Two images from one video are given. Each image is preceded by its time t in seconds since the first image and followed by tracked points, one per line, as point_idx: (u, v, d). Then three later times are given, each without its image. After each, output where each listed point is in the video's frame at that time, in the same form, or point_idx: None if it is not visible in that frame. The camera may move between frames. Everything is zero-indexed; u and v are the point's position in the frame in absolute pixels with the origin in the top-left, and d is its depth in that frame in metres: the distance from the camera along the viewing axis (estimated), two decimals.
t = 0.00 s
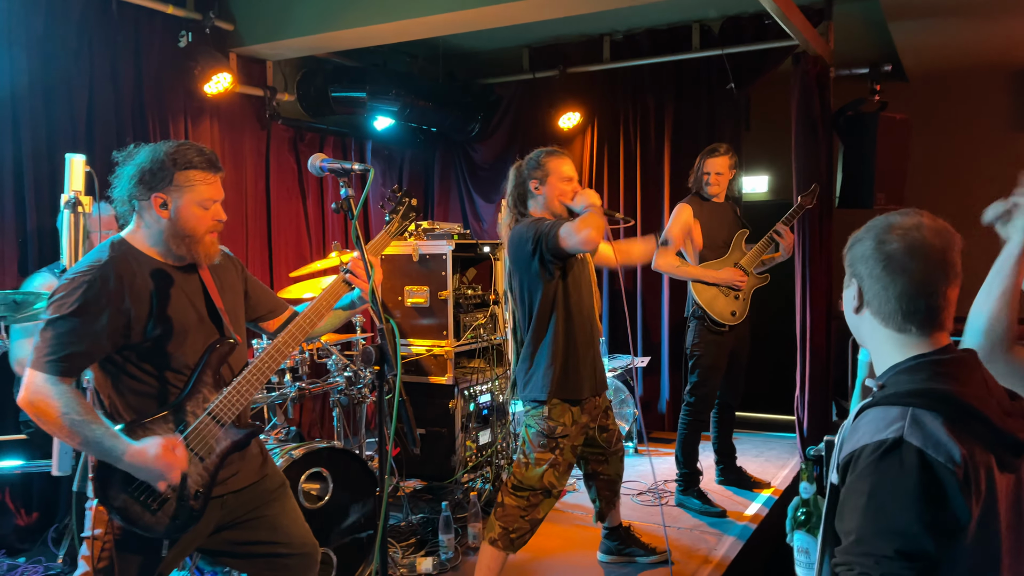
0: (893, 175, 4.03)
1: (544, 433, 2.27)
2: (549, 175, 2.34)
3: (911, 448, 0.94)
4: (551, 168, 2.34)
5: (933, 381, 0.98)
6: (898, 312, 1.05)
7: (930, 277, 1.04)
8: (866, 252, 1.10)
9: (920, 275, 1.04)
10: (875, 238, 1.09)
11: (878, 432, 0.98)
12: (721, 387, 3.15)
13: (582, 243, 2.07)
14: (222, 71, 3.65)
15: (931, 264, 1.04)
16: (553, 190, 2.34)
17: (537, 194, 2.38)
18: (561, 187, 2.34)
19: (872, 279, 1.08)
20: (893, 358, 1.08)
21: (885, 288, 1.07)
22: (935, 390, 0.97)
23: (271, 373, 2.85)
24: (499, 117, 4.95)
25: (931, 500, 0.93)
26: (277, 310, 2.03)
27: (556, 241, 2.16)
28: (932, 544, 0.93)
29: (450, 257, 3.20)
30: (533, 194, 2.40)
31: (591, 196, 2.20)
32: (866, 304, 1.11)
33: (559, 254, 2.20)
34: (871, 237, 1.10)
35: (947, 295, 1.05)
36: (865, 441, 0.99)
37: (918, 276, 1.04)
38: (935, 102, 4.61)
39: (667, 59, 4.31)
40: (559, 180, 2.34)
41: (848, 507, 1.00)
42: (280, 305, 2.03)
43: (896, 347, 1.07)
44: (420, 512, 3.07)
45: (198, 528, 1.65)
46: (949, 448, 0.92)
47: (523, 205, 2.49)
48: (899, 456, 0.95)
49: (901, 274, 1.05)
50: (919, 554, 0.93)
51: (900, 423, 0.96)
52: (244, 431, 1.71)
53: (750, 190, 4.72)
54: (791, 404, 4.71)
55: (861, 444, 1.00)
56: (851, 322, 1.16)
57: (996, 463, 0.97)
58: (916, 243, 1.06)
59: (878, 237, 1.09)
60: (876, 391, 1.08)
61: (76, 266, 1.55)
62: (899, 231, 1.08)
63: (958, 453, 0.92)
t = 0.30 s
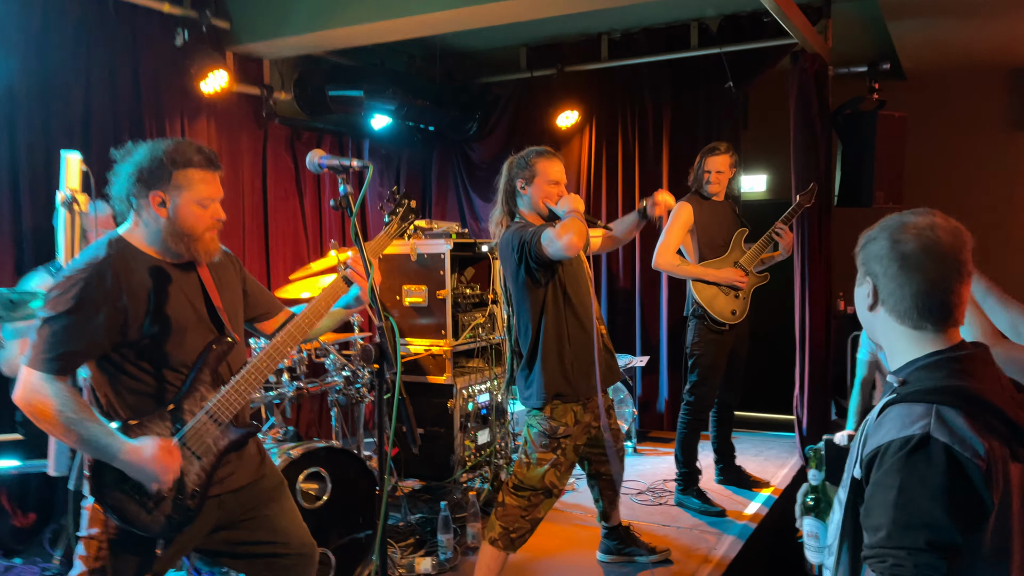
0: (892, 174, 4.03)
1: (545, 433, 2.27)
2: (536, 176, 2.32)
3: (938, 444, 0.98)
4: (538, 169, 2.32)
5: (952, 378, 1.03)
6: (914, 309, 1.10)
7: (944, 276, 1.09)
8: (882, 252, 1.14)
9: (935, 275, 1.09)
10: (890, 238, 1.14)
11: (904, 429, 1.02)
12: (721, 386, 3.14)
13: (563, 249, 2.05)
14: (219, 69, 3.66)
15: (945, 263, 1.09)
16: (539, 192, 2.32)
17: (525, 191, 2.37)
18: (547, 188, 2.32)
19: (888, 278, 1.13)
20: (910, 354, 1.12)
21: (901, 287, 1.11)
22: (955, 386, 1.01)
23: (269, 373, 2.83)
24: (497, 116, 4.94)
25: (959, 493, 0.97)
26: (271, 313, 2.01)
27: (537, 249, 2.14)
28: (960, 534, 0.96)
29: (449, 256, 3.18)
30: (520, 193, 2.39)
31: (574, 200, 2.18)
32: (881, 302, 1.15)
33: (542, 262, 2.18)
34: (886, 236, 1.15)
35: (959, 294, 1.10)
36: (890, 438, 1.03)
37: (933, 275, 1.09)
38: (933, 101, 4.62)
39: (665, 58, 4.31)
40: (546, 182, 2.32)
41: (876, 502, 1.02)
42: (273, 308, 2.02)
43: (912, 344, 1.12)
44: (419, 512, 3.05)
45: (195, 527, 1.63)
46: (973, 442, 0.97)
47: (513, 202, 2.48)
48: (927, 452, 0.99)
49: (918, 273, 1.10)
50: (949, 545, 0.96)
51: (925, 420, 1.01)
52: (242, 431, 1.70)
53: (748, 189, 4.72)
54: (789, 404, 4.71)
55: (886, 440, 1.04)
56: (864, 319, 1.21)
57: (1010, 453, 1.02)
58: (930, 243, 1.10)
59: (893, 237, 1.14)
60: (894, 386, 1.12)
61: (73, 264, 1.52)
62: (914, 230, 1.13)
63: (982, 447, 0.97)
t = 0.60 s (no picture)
0: (885, 176, 4.04)
1: (541, 436, 2.25)
2: (525, 179, 2.31)
3: (953, 444, 0.99)
4: (526, 171, 2.31)
5: (964, 378, 1.04)
6: (924, 312, 1.11)
7: (953, 280, 1.10)
8: (890, 255, 1.14)
9: (943, 278, 1.10)
10: (898, 242, 1.14)
11: (918, 429, 1.03)
12: (716, 388, 3.14)
13: (557, 255, 2.04)
14: (211, 71, 3.63)
15: (953, 265, 1.10)
16: (530, 195, 2.31)
17: (515, 195, 2.36)
18: (537, 190, 2.31)
19: (897, 282, 1.13)
20: (919, 356, 1.13)
21: (910, 290, 1.12)
22: (968, 387, 1.03)
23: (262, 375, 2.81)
24: (490, 118, 4.93)
25: (975, 491, 0.97)
26: (257, 325, 1.98)
27: (532, 254, 2.13)
28: (976, 532, 0.97)
29: (442, 258, 3.17)
30: (510, 197, 2.38)
31: (566, 200, 2.17)
32: (889, 305, 1.15)
33: (537, 266, 2.16)
34: (894, 240, 1.15)
35: (967, 296, 1.11)
36: (905, 438, 1.04)
37: (941, 278, 1.10)
38: (924, 104, 4.64)
39: (659, 59, 4.31)
40: (535, 183, 2.31)
41: (892, 501, 1.03)
42: (260, 321, 1.99)
43: (919, 346, 1.13)
44: (413, 516, 3.03)
45: (191, 530, 1.60)
46: (988, 441, 0.98)
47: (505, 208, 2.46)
48: (943, 451, 1.00)
49: (926, 277, 1.10)
50: (966, 542, 0.97)
51: (939, 420, 1.02)
52: (239, 431, 1.69)
53: (741, 191, 4.72)
54: (783, 405, 4.71)
55: (901, 441, 1.04)
56: (869, 321, 1.22)
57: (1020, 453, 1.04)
58: (939, 246, 1.11)
59: (901, 241, 1.14)
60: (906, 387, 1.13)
61: (65, 265, 1.51)
62: (923, 234, 1.13)
63: (995, 446, 0.98)
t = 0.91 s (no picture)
0: (863, 180, 4.10)
1: (525, 438, 2.24)
2: (508, 180, 2.30)
3: (950, 444, 1.00)
4: (508, 171, 2.30)
5: (956, 378, 1.06)
6: (912, 317, 1.12)
7: (941, 284, 1.11)
8: (882, 259, 1.16)
9: (933, 285, 1.11)
10: (890, 246, 1.16)
11: (915, 430, 1.04)
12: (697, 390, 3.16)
13: (548, 251, 2.05)
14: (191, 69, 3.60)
15: (942, 271, 1.11)
16: (514, 195, 2.31)
17: (499, 198, 2.35)
18: (521, 189, 2.31)
19: (887, 285, 1.15)
20: (907, 359, 1.14)
21: (900, 295, 1.13)
22: (960, 386, 1.05)
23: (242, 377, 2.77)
24: (472, 120, 4.93)
25: (972, 489, 0.99)
26: (246, 318, 1.96)
27: (522, 253, 2.12)
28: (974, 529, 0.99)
29: (425, 259, 3.16)
30: (494, 200, 2.37)
31: (552, 198, 2.17)
32: (879, 307, 1.17)
33: (528, 265, 2.16)
34: (886, 244, 1.16)
35: (953, 300, 1.12)
36: (902, 439, 1.05)
37: (931, 283, 1.11)
38: (900, 110, 4.72)
39: (641, 63, 4.33)
40: (518, 182, 2.31)
41: (892, 502, 1.03)
42: (250, 312, 1.97)
43: (909, 349, 1.13)
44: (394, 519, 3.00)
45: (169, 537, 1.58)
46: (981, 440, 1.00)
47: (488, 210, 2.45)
48: (941, 451, 1.01)
49: (917, 283, 1.12)
50: (965, 539, 0.99)
51: (935, 420, 1.03)
52: (216, 434, 1.65)
53: (720, 195, 4.77)
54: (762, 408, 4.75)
55: (898, 442, 1.05)
56: (859, 323, 1.23)
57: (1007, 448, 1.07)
58: (931, 253, 1.12)
59: (893, 245, 1.15)
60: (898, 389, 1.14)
61: (42, 265, 1.47)
62: (914, 240, 1.14)
63: (987, 444, 1.00)
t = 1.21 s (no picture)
0: (844, 178, 4.13)
1: (503, 426, 2.24)
2: (503, 166, 2.30)
3: (919, 439, 1.02)
4: (504, 157, 2.30)
5: (926, 375, 1.07)
6: (887, 312, 1.14)
7: (919, 280, 1.12)
8: (860, 254, 1.17)
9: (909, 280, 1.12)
10: (869, 242, 1.17)
11: (885, 426, 1.05)
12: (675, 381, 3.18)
13: (532, 242, 2.03)
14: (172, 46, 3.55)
15: (918, 268, 1.13)
16: (508, 181, 2.30)
17: (492, 182, 2.34)
18: (515, 176, 2.31)
19: (864, 280, 1.16)
20: (881, 355, 1.16)
21: (877, 290, 1.14)
22: (930, 382, 1.06)
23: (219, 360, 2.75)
24: (456, 107, 4.90)
25: (941, 484, 1.00)
26: (222, 300, 1.93)
27: (506, 241, 2.12)
28: (944, 523, 1.00)
29: (406, 246, 3.14)
30: (487, 184, 2.36)
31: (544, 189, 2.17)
32: (855, 303, 1.18)
33: (511, 253, 2.16)
34: (864, 239, 1.18)
35: (930, 298, 1.13)
36: (872, 434, 1.06)
37: (908, 280, 1.12)
38: (882, 109, 4.77)
39: (627, 54, 4.33)
40: (513, 170, 2.31)
41: (861, 496, 1.05)
42: (228, 293, 1.95)
43: (883, 344, 1.16)
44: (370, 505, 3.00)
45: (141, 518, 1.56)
46: (950, 436, 1.01)
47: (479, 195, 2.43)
48: (909, 446, 1.02)
49: (893, 278, 1.13)
50: (934, 534, 1.00)
51: (904, 416, 1.04)
52: (190, 416, 1.64)
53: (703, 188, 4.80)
54: (739, 401, 4.80)
55: (869, 437, 1.07)
56: (835, 318, 1.24)
57: (978, 444, 1.08)
58: (908, 249, 1.14)
59: (871, 241, 1.17)
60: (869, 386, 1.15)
61: (18, 240, 1.44)
62: (892, 236, 1.16)
63: (956, 440, 1.02)
